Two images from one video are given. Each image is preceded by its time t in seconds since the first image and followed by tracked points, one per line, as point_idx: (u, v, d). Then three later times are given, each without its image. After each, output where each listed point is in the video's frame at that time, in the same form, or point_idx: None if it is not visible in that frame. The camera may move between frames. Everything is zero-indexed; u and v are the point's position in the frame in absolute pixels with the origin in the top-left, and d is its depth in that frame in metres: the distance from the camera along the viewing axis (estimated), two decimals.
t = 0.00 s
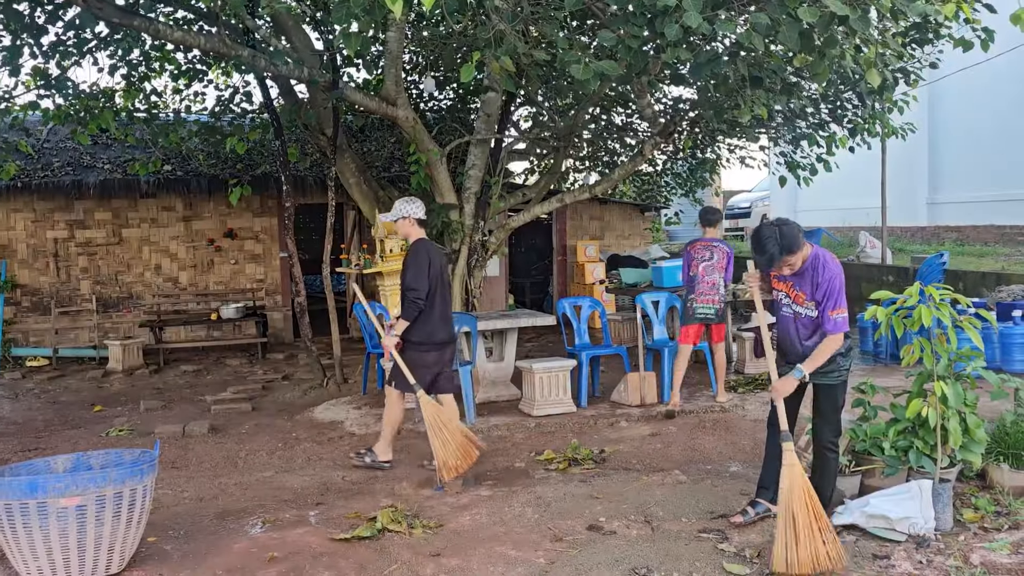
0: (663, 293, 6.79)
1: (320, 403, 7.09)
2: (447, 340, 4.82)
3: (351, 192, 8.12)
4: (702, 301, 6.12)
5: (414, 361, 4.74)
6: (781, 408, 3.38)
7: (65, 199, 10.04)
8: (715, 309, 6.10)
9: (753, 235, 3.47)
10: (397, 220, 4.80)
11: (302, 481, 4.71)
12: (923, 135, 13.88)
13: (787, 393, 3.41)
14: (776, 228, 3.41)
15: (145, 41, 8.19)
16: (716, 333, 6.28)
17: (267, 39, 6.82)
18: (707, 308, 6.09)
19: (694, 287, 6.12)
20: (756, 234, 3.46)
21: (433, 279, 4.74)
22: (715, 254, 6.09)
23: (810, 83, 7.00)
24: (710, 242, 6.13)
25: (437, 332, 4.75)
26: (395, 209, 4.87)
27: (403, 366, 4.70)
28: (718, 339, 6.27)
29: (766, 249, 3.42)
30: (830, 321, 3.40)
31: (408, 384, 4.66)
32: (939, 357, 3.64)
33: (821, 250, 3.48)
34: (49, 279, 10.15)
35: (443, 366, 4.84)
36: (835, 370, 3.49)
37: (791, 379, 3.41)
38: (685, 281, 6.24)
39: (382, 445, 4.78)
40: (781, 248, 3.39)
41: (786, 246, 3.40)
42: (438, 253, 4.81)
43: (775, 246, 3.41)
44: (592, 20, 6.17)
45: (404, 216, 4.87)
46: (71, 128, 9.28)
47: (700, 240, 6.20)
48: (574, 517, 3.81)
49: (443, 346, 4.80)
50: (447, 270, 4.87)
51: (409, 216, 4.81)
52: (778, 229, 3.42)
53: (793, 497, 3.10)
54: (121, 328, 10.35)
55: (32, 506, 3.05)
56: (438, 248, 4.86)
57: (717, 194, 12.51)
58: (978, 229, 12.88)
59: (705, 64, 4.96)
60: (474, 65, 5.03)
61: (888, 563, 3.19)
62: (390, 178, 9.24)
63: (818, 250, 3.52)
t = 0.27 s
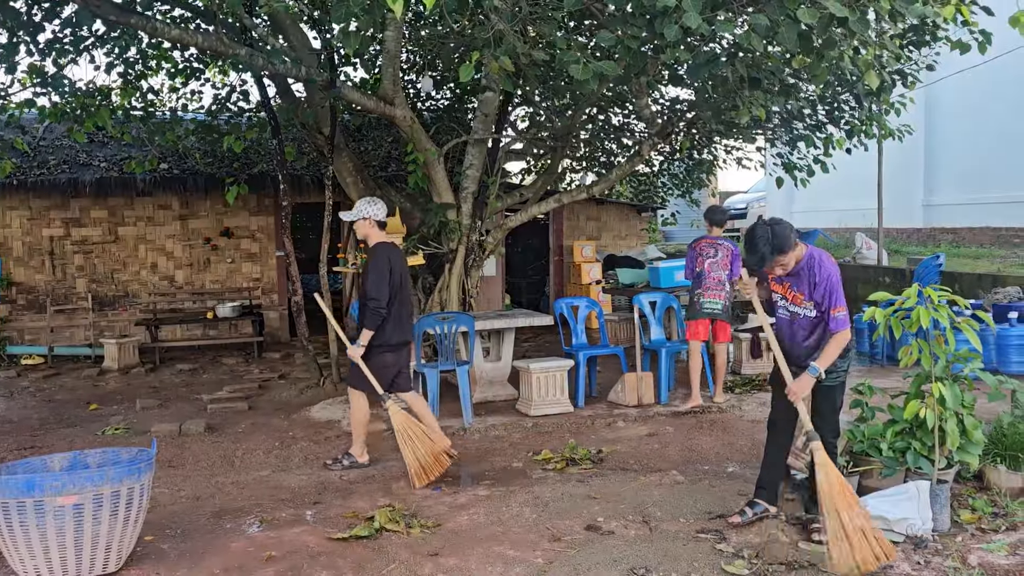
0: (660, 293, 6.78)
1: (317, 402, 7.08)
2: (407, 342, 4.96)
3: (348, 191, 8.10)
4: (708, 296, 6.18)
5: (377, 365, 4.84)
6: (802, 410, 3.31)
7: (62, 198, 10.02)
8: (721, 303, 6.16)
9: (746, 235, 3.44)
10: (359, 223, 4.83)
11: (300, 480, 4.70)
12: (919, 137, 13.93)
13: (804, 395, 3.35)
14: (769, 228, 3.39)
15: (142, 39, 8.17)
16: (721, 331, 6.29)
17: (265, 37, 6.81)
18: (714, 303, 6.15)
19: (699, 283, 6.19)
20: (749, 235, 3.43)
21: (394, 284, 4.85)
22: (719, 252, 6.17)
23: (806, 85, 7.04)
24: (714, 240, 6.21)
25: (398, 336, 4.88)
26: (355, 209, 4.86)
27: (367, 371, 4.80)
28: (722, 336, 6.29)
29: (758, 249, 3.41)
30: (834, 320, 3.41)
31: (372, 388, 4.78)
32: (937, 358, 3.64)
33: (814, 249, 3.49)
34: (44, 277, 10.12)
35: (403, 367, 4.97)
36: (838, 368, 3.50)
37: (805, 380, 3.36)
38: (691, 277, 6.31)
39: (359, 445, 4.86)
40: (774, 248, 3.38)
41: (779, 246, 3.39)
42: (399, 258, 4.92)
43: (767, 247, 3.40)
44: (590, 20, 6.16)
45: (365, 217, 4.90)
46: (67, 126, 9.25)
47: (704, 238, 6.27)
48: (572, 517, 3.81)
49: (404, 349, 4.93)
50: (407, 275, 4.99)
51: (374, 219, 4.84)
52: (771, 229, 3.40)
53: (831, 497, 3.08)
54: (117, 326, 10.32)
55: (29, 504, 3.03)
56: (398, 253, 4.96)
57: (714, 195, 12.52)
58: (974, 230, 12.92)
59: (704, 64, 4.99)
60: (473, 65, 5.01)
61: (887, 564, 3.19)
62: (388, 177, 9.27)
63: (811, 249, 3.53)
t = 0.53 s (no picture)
0: (656, 294, 6.80)
1: (313, 401, 7.08)
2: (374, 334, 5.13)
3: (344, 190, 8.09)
4: (708, 296, 6.17)
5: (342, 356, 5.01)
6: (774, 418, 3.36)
7: (58, 197, 10.00)
8: (721, 303, 6.16)
9: (746, 237, 3.50)
10: (325, 218, 5.01)
11: (296, 478, 4.70)
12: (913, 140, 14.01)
13: (778, 404, 3.39)
14: (769, 232, 3.44)
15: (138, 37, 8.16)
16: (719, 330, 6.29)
17: (262, 36, 6.80)
18: (715, 304, 6.15)
19: (699, 283, 6.16)
20: (749, 237, 3.47)
21: (358, 278, 5.03)
22: (718, 252, 6.11)
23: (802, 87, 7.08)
24: (712, 239, 6.14)
25: (363, 328, 5.04)
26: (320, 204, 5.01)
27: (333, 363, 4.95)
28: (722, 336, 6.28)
29: (758, 252, 3.46)
30: (817, 324, 3.40)
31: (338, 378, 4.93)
32: (932, 359, 3.67)
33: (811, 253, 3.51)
34: (38, 275, 10.09)
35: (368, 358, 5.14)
36: (825, 372, 3.48)
37: (779, 390, 3.40)
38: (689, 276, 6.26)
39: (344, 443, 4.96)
40: (772, 251, 3.41)
41: (776, 250, 3.42)
42: (365, 253, 5.10)
43: (765, 249, 3.44)
44: (587, 20, 6.18)
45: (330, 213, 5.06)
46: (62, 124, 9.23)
47: (701, 238, 6.22)
48: (568, 516, 3.82)
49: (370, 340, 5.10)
50: (374, 269, 5.17)
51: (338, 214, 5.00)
52: (773, 232, 3.44)
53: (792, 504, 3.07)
54: (111, 325, 10.29)
55: (26, 502, 3.03)
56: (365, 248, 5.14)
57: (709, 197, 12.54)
58: (968, 233, 12.98)
59: (702, 66, 5.00)
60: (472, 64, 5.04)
61: (881, 563, 3.20)
62: (384, 177, 9.28)
63: (810, 254, 3.55)
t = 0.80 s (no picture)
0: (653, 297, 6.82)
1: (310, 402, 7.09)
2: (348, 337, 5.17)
3: (343, 191, 8.11)
4: (705, 300, 6.17)
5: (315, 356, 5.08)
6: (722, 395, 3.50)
7: (56, 196, 10.00)
8: (718, 306, 6.18)
9: (753, 236, 3.49)
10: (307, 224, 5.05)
11: (292, 479, 4.71)
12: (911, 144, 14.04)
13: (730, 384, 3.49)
14: (775, 233, 3.45)
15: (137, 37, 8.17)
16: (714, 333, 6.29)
17: (262, 37, 6.81)
18: (712, 307, 6.16)
19: (696, 286, 6.14)
20: (757, 238, 3.46)
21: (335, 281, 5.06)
22: (714, 254, 6.11)
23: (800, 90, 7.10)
24: (709, 241, 6.14)
25: (337, 329, 5.09)
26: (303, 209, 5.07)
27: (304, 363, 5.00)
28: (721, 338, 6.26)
29: (767, 253, 3.43)
30: (794, 324, 3.40)
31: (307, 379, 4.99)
32: (926, 362, 3.69)
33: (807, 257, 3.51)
34: (36, 275, 10.09)
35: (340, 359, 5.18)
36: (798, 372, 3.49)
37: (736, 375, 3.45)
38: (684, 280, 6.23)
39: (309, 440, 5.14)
40: (784, 252, 3.42)
41: (786, 249, 3.44)
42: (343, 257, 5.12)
43: (775, 250, 3.43)
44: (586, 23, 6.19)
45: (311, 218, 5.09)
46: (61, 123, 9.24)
47: (695, 240, 6.20)
48: (564, 517, 3.84)
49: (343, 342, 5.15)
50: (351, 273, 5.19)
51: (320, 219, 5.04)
52: (779, 232, 3.46)
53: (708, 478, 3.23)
54: (109, 324, 10.31)
55: (23, 501, 3.04)
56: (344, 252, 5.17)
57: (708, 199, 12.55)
58: (965, 237, 13.02)
59: (700, 69, 4.96)
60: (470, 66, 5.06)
61: (875, 565, 3.22)
62: (383, 178, 9.30)
63: (808, 256, 3.55)
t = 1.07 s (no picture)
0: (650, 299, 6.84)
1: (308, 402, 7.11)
2: (324, 336, 5.08)
3: (342, 192, 8.15)
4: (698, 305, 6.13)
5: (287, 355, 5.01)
6: (751, 401, 3.42)
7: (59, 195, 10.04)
8: (711, 309, 6.08)
9: (738, 237, 3.50)
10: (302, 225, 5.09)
11: (287, 478, 4.73)
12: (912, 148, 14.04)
13: (754, 387, 3.45)
14: (759, 233, 3.48)
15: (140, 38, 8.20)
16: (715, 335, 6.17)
17: (262, 38, 6.83)
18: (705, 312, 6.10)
19: (688, 291, 6.13)
20: (743, 238, 3.47)
21: (306, 278, 5.01)
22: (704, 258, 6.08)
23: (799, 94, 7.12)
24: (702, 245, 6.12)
25: (308, 328, 5.01)
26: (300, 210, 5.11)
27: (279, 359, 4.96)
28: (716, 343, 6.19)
29: (754, 253, 3.47)
30: (795, 317, 3.48)
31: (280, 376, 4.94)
32: (918, 367, 3.70)
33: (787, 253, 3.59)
34: (38, 274, 10.13)
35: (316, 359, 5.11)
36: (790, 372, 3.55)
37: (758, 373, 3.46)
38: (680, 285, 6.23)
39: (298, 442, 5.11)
40: (769, 252, 3.45)
41: (772, 249, 3.47)
42: (319, 255, 5.08)
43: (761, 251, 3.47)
44: (583, 26, 6.21)
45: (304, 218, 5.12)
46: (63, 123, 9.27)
47: (688, 245, 6.23)
48: (556, 519, 3.85)
49: (318, 341, 5.07)
50: (328, 272, 5.14)
51: (307, 220, 5.04)
52: (764, 232, 3.51)
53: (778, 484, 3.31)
54: (109, 323, 10.33)
55: (17, 499, 3.06)
56: (322, 251, 5.13)
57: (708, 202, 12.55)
58: (964, 242, 13.01)
59: (696, 74, 5.01)
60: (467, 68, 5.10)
61: (865, 568, 3.23)
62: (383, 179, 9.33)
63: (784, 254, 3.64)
